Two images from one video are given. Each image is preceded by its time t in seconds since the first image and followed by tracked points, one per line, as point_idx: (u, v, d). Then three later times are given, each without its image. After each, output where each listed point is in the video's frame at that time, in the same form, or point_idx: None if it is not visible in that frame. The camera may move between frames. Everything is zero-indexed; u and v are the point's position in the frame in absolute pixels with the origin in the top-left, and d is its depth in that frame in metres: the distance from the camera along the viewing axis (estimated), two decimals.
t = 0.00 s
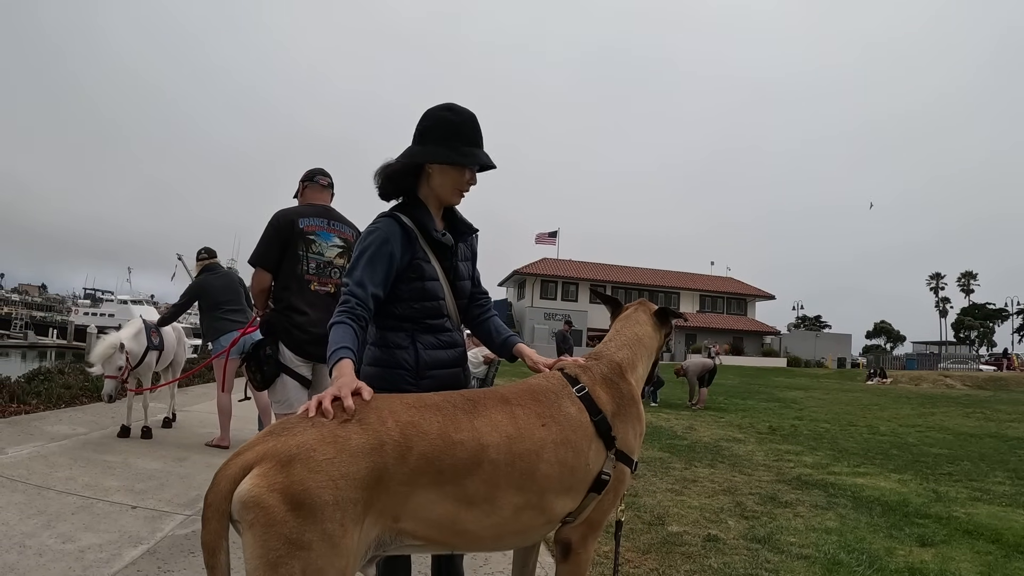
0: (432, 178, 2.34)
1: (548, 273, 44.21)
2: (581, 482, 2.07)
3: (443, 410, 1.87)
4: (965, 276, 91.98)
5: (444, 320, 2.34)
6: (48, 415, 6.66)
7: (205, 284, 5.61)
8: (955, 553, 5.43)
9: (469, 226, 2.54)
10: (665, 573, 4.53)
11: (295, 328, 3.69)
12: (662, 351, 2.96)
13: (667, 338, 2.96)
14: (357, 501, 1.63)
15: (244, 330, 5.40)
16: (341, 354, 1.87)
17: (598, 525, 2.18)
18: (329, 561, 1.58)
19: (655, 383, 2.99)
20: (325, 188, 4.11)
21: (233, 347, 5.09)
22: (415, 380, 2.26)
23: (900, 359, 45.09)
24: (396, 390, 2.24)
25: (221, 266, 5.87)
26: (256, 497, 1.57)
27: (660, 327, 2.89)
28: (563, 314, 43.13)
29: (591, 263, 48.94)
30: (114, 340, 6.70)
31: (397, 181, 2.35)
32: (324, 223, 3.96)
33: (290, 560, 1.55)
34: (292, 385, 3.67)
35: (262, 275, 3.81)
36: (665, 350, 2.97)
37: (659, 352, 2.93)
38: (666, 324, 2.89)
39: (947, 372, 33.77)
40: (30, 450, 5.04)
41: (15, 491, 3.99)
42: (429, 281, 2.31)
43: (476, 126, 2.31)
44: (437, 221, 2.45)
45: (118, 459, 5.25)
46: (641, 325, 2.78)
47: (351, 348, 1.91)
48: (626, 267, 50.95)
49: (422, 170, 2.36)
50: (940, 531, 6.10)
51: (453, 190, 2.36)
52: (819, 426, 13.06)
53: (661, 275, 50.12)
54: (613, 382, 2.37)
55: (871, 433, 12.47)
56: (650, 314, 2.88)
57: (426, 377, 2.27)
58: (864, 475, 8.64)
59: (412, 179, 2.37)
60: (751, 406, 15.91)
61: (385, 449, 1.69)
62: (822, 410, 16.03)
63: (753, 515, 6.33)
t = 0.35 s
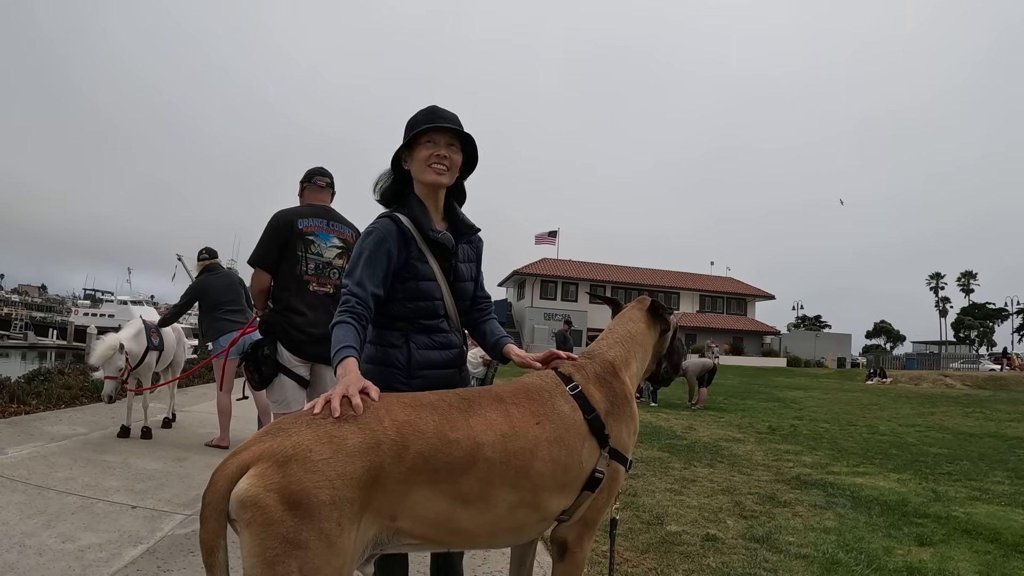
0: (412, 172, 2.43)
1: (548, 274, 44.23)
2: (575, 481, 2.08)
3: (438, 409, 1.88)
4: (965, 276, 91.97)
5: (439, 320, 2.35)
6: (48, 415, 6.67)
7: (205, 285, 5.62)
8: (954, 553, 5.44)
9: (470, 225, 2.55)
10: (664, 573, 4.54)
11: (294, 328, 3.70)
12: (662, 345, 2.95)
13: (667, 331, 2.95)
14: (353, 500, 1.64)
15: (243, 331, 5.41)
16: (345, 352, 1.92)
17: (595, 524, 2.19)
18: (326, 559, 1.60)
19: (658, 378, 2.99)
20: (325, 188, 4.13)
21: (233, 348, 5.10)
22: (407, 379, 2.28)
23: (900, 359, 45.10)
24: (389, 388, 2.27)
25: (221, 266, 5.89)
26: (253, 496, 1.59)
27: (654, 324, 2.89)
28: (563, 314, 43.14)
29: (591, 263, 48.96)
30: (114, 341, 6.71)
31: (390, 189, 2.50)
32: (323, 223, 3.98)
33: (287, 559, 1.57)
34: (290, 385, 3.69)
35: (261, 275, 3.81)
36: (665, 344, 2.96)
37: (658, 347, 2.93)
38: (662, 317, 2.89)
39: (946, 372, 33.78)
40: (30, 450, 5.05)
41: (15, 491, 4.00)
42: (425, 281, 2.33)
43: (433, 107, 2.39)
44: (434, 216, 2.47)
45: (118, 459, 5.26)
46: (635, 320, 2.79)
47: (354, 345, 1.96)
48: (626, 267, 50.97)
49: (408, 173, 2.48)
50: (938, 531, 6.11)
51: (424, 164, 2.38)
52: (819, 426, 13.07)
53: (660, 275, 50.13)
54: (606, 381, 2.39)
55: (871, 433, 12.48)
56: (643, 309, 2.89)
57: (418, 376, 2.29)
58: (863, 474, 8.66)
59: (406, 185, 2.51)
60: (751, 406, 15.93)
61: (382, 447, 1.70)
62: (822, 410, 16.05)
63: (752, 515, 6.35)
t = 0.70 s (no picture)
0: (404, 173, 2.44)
1: (548, 274, 44.24)
2: (570, 480, 2.08)
3: (433, 408, 1.89)
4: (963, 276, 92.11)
5: (435, 322, 2.36)
6: (47, 415, 6.67)
7: (204, 286, 5.62)
8: (953, 553, 5.45)
9: (467, 226, 2.54)
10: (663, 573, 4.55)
11: (291, 330, 3.70)
12: (661, 344, 2.73)
13: (664, 330, 2.73)
14: (348, 499, 1.64)
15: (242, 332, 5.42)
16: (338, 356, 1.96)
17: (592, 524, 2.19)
18: (321, 559, 1.60)
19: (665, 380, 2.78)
20: (324, 188, 4.13)
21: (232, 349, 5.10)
22: (402, 380, 2.29)
23: (899, 359, 45.16)
24: (385, 389, 2.29)
25: (220, 266, 5.90)
26: (248, 495, 1.59)
27: (643, 320, 2.71)
28: (562, 314, 43.14)
29: (590, 264, 49.03)
30: (114, 342, 6.71)
31: (387, 195, 2.52)
32: (322, 224, 3.98)
33: (282, 558, 1.57)
34: (287, 385, 3.70)
35: (259, 276, 3.80)
36: (666, 344, 2.74)
37: (654, 346, 2.73)
38: (653, 315, 2.68)
39: (945, 372, 33.83)
40: (29, 450, 5.05)
41: (14, 492, 4.00)
42: (420, 283, 2.33)
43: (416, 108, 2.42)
44: (430, 216, 2.48)
45: (117, 460, 5.26)
46: (619, 318, 2.69)
47: (349, 350, 2.00)
48: (626, 268, 50.99)
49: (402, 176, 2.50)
50: (937, 531, 6.12)
51: (414, 163, 2.39)
52: (818, 426, 13.09)
53: (660, 276, 50.16)
54: (599, 379, 2.39)
55: (869, 433, 12.50)
56: (630, 306, 2.75)
57: (414, 377, 2.30)
58: (862, 475, 8.67)
59: (401, 189, 2.52)
60: (750, 407, 15.95)
61: (377, 446, 1.70)
62: (821, 410, 16.07)
63: (751, 515, 6.35)
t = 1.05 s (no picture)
0: (401, 171, 2.42)
1: (545, 275, 44.24)
2: (564, 480, 2.06)
3: (425, 407, 1.86)
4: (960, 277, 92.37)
5: (433, 323, 2.34)
6: (43, 417, 6.63)
7: (201, 286, 5.59)
8: (952, 553, 5.44)
9: (465, 225, 2.52)
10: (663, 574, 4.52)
11: (288, 330, 3.67)
12: (667, 341, 2.68)
13: (669, 326, 2.68)
14: (342, 498, 1.62)
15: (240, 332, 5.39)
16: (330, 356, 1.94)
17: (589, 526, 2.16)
18: (316, 559, 1.58)
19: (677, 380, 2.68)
20: (321, 188, 4.10)
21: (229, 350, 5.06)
22: (400, 382, 2.27)
23: (896, 359, 45.26)
24: (382, 390, 2.27)
25: (218, 266, 5.87)
26: (242, 497, 1.57)
27: (647, 317, 2.69)
28: (560, 315, 43.13)
29: (588, 265, 49.06)
30: (110, 343, 6.67)
31: (384, 195, 2.50)
32: (320, 224, 3.96)
33: (277, 559, 1.55)
34: (284, 386, 3.67)
35: (256, 276, 3.76)
36: (673, 340, 2.67)
37: (660, 343, 2.68)
38: (655, 309, 2.66)
39: (942, 373, 33.89)
40: (25, 451, 5.01)
41: (9, 494, 3.97)
42: (418, 283, 2.31)
43: (413, 106, 2.39)
44: (427, 216, 2.46)
45: (113, 461, 5.22)
46: (620, 317, 2.69)
47: (342, 351, 1.98)
48: (623, 269, 51.02)
49: (399, 176, 2.48)
50: (936, 531, 6.10)
51: (411, 162, 2.37)
52: (816, 427, 13.09)
53: (657, 277, 50.18)
54: (593, 379, 2.37)
55: (867, 434, 12.50)
56: (632, 305, 2.75)
57: (412, 378, 2.28)
58: (860, 475, 8.66)
59: (398, 188, 2.50)
60: (748, 408, 15.93)
61: (370, 445, 1.68)
62: (818, 411, 16.07)
63: (750, 516, 6.34)
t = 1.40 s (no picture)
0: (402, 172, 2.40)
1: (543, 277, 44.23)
2: (563, 483, 2.03)
3: (422, 409, 1.84)
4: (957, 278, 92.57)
5: (434, 325, 2.31)
6: (40, 418, 6.58)
7: (200, 286, 5.55)
8: (953, 554, 5.43)
9: (466, 226, 2.49)
10: None
11: (287, 332, 3.64)
12: (670, 341, 2.66)
13: (672, 326, 2.66)
14: (341, 500, 1.60)
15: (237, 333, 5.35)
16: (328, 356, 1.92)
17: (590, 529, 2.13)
18: (316, 561, 1.55)
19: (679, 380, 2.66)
20: (319, 188, 4.07)
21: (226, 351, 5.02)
22: (401, 384, 2.24)
23: (893, 360, 45.33)
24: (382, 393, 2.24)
25: (215, 267, 5.83)
26: (240, 499, 1.55)
27: (648, 317, 2.66)
28: (558, 316, 43.10)
29: (585, 267, 49.09)
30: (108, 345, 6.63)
31: (384, 196, 2.48)
32: (318, 225, 3.93)
33: (277, 562, 1.53)
34: (282, 388, 3.63)
35: (254, 277, 3.72)
36: (675, 340, 2.65)
37: (663, 343, 2.66)
38: (658, 309, 2.63)
39: (938, 374, 33.96)
40: (21, 454, 4.97)
41: (5, 496, 3.93)
42: (419, 284, 2.28)
43: (413, 105, 2.37)
44: (428, 216, 2.43)
45: (110, 463, 5.18)
46: (620, 317, 2.66)
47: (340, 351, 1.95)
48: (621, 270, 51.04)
49: (399, 176, 2.45)
50: (935, 532, 6.10)
51: (411, 163, 2.34)
52: (814, 428, 13.09)
53: (655, 279, 50.20)
54: (592, 381, 2.34)
55: (865, 435, 12.50)
56: (634, 305, 2.72)
57: (413, 381, 2.25)
58: (859, 476, 8.64)
59: (398, 188, 2.48)
60: (745, 409, 15.93)
61: (368, 446, 1.66)
62: (816, 412, 16.08)
63: (749, 518, 6.31)
